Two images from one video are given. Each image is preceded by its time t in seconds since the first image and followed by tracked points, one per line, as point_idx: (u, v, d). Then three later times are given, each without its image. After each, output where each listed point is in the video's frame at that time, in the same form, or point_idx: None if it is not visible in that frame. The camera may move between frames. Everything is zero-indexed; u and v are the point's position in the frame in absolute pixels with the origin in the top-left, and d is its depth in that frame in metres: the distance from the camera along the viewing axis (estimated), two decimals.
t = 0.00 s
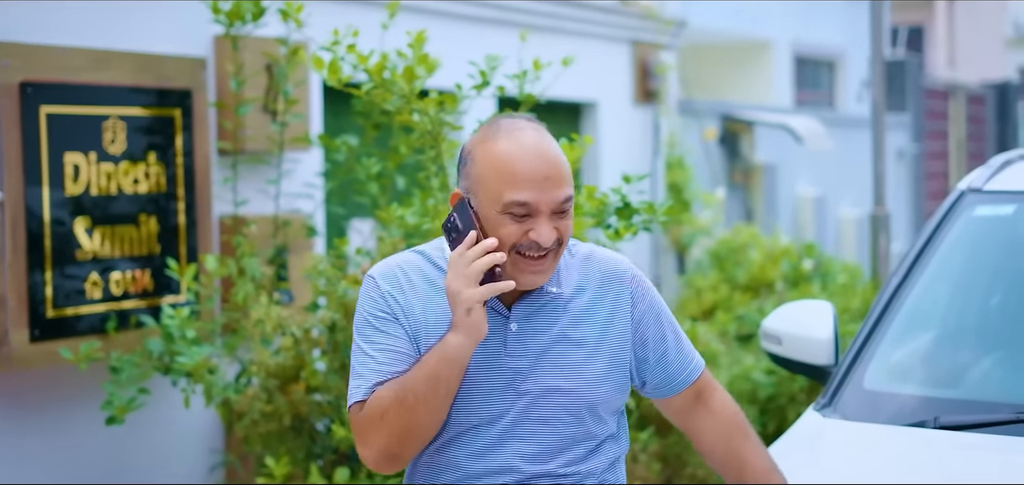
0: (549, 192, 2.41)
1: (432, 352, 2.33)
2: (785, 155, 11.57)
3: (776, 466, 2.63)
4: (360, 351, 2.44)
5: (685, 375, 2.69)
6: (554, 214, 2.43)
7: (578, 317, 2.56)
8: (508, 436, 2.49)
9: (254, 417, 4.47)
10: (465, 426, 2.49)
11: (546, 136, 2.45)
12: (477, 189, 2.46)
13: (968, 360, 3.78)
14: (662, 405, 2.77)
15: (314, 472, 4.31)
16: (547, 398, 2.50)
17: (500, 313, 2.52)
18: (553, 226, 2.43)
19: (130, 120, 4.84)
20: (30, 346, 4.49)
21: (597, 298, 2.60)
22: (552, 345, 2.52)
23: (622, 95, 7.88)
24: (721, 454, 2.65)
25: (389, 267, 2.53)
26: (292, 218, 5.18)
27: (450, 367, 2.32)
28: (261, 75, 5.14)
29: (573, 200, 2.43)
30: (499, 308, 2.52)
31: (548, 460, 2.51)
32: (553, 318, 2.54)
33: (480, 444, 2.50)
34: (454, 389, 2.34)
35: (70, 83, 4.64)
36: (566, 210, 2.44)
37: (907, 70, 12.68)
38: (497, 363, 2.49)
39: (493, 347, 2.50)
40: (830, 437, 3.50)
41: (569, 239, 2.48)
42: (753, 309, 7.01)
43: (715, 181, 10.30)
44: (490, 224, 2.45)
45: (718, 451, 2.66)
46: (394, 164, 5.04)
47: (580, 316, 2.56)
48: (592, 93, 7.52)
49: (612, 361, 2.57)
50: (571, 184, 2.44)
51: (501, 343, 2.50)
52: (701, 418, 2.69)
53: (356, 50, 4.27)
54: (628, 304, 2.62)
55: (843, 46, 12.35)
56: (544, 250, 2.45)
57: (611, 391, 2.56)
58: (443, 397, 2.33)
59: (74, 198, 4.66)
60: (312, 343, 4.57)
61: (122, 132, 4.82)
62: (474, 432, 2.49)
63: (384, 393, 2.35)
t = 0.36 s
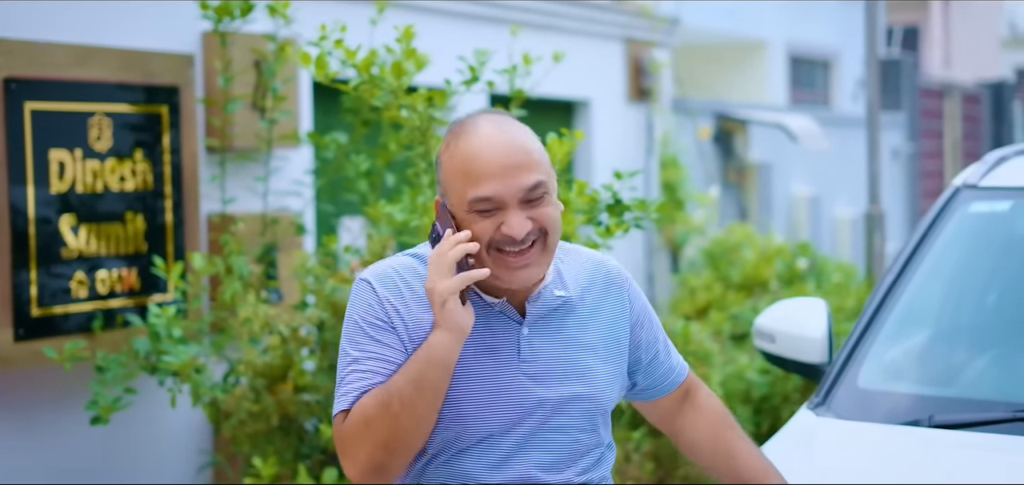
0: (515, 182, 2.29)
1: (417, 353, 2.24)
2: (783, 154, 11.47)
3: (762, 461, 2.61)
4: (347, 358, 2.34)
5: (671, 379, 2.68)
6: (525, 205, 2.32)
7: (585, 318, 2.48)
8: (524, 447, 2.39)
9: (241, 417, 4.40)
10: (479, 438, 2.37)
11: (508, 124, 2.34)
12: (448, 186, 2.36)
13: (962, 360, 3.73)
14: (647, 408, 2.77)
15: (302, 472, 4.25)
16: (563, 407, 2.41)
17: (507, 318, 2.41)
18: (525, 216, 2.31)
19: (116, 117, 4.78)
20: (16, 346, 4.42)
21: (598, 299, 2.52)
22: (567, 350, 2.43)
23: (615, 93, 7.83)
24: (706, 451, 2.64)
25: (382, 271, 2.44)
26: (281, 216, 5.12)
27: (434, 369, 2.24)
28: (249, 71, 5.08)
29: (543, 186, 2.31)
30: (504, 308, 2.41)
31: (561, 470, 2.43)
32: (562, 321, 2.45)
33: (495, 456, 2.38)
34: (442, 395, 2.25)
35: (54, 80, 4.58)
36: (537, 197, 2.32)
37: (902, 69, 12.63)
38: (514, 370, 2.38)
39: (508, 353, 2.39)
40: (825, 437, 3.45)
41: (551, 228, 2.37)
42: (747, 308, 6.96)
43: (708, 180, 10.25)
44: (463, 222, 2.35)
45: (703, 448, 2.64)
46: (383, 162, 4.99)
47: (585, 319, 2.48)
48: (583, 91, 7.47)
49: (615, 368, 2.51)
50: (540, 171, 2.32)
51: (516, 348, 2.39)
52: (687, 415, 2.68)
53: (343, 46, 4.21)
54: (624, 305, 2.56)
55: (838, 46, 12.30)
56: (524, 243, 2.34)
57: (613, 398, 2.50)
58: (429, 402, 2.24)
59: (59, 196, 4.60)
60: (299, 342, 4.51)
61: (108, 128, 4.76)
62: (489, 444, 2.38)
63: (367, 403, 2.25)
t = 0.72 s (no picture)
0: (526, 175, 2.27)
1: (436, 353, 2.33)
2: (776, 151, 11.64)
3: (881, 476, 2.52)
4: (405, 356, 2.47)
5: (772, 386, 2.56)
6: (541, 202, 2.29)
7: (648, 320, 2.44)
8: (571, 450, 2.43)
9: (226, 414, 4.37)
10: (526, 437, 2.44)
11: (534, 119, 2.31)
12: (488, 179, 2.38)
13: (950, 356, 3.70)
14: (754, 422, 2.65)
15: (286, 470, 4.21)
16: (614, 414, 2.41)
17: (558, 317, 2.43)
18: (537, 214, 2.29)
19: (101, 113, 4.76)
20: None
21: (671, 303, 2.46)
22: (620, 354, 2.42)
23: (604, 91, 7.81)
24: (823, 467, 2.54)
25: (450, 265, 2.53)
26: (267, 213, 5.08)
27: (449, 361, 2.31)
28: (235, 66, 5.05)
29: (558, 181, 2.28)
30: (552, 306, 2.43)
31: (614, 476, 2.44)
32: (621, 322, 2.43)
33: (542, 454, 2.45)
34: (463, 386, 2.32)
35: (38, 75, 4.53)
36: (553, 195, 2.29)
37: (894, 69, 12.61)
38: (558, 370, 2.41)
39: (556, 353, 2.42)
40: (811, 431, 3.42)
41: (577, 229, 2.32)
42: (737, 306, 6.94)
43: (698, 179, 10.22)
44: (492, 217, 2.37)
45: (818, 464, 2.54)
46: (370, 157, 4.96)
47: (648, 323, 2.44)
48: (574, 88, 7.44)
49: (684, 374, 2.45)
50: (559, 168, 2.28)
51: (563, 350, 2.41)
52: (796, 427, 2.57)
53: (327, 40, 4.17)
54: (702, 308, 2.48)
55: (831, 45, 12.28)
56: (543, 243, 2.32)
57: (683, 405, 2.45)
58: (447, 394, 2.32)
59: (44, 192, 4.58)
60: (284, 339, 4.47)
61: (93, 124, 4.74)
62: (536, 441, 2.44)
63: (402, 398, 2.39)
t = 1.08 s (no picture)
0: (553, 133, 2.29)
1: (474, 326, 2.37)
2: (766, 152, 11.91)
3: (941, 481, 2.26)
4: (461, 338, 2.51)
5: (822, 374, 2.29)
6: (570, 160, 2.29)
7: (681, 298, 2.29)
8: (596, 433, 2.31)
9: (208, 410, 4.40)
10: (553, 418, 2.34)
11: (575, 87, 2.35)
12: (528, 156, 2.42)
13: (926, 353, 3.77)
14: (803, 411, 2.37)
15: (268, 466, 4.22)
16: (637, 393, 2.27)
17: (590, 297, 2.35)
18: (564, 171, 2.29)
19: (84, 112, 4.79)
20: None
21: (707, 281, 2.30)
22: (642, 333, 2.29)
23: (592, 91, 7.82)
24: (876, 470, 2.28)
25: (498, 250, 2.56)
26: (251, 211, 5.09)
27: (481, 332, 2.33)
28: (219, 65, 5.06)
29: (585, 137, 2.28)
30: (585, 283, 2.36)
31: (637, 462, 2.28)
32: (650, 300, 2.31)
33: (569, 440, 2.33)
34: (496, 359, 2.34)
35: (19, 74, 4.56)
36: (581, 152, 2.29)
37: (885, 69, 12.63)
38: (581, 349, 2.32)
39: (582, 332, 2.33)
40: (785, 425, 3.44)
41: (606, 188, 2.29)
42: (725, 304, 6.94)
43: (687, 178, 10.24)
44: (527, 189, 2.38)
45: (871, 466, 2.28)
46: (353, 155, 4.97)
47: (679, 300, 2.29)
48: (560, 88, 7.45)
49: (716, 354, 2.27)
50: (589, 126, 2.29)
51: (591, 328, 2.32)
52: (849, 425, 2.29)
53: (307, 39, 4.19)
54: (740, 285, 2.30)
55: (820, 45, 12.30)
56: (569, 202, 2.30)
57: (716, 389, 2.26)
58: (480, 366, 2.33)
59: (27, 190, 4.61)
60: (266, 336, 4.47)
61: (76, 123, 4.77)
62: (564, 426, 2.34)
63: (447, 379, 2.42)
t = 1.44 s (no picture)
0: (574, 147, 2.32)
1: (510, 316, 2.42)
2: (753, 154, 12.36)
3: (972, 475, 2.34)
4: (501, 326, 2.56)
5: (856, 367, 2.33)
6: (595, 168, 2.32)
7: (719, 287, 2.33)
8: (623, 411, 2.34)
9: (186, 405, 4.43)
10: (582, 395, 2.38)
11: (593, 91, 2.36)
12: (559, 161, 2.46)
13: (898, 344, 3.83)
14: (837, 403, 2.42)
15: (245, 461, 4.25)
16: (666, 374, 2.30)
17: (627, 280, 2.38)
18: (592, 179, 2.32)
19: (65, 108, 4.80)
20: None
21: (745, 271, 2.34)
22: (680, 316, 2.32)
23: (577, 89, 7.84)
24: (911, 464, 2.35)
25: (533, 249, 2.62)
26: (231, 208, 5.12)
27: (520, 320, 2.39)
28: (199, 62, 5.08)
29: (605, 146, 2.31)
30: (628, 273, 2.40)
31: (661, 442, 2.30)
32: (688, 287, 2.34)
33: (596, 414, 2.37)
34: (533, 347, 2.40)
35: None
36: (605, 158, 2.32)
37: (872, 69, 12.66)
38: (617, 329, 2.35)
39: (620, 313, 2.37)
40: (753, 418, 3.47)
41: (637, 189, 2.32)
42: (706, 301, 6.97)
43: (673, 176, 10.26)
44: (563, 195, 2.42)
45: (906, 460, 2.36)
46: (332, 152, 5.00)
47: (716, 288, 2.33)
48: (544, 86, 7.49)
49: (749, 341, 2.30)
50: (608, 135, 2.31)
51: (627, 310, 2.36)
52: (885, 420, 2.35)
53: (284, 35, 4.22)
54: (780, 274, 2.33)
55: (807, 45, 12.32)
56: (602, 208, 2.34)
57: (745, 376, 2.29)
58: (518, 353, 2.40)
59: (9, 185, 4.61)
60: (243, 331, 4.48)
61: (57, 119, 4.77)
62: (592, 402, 2.37)
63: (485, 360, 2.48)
